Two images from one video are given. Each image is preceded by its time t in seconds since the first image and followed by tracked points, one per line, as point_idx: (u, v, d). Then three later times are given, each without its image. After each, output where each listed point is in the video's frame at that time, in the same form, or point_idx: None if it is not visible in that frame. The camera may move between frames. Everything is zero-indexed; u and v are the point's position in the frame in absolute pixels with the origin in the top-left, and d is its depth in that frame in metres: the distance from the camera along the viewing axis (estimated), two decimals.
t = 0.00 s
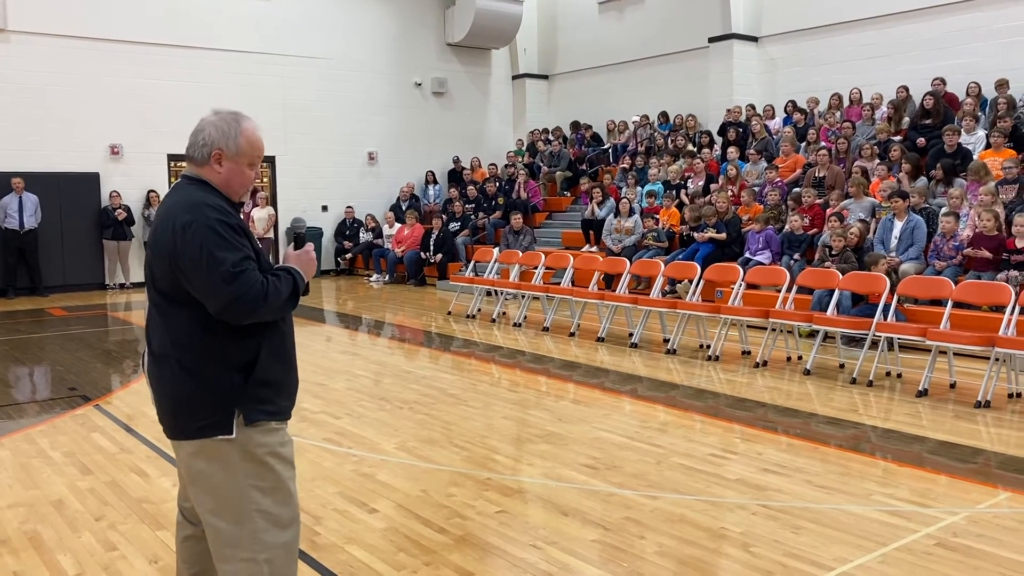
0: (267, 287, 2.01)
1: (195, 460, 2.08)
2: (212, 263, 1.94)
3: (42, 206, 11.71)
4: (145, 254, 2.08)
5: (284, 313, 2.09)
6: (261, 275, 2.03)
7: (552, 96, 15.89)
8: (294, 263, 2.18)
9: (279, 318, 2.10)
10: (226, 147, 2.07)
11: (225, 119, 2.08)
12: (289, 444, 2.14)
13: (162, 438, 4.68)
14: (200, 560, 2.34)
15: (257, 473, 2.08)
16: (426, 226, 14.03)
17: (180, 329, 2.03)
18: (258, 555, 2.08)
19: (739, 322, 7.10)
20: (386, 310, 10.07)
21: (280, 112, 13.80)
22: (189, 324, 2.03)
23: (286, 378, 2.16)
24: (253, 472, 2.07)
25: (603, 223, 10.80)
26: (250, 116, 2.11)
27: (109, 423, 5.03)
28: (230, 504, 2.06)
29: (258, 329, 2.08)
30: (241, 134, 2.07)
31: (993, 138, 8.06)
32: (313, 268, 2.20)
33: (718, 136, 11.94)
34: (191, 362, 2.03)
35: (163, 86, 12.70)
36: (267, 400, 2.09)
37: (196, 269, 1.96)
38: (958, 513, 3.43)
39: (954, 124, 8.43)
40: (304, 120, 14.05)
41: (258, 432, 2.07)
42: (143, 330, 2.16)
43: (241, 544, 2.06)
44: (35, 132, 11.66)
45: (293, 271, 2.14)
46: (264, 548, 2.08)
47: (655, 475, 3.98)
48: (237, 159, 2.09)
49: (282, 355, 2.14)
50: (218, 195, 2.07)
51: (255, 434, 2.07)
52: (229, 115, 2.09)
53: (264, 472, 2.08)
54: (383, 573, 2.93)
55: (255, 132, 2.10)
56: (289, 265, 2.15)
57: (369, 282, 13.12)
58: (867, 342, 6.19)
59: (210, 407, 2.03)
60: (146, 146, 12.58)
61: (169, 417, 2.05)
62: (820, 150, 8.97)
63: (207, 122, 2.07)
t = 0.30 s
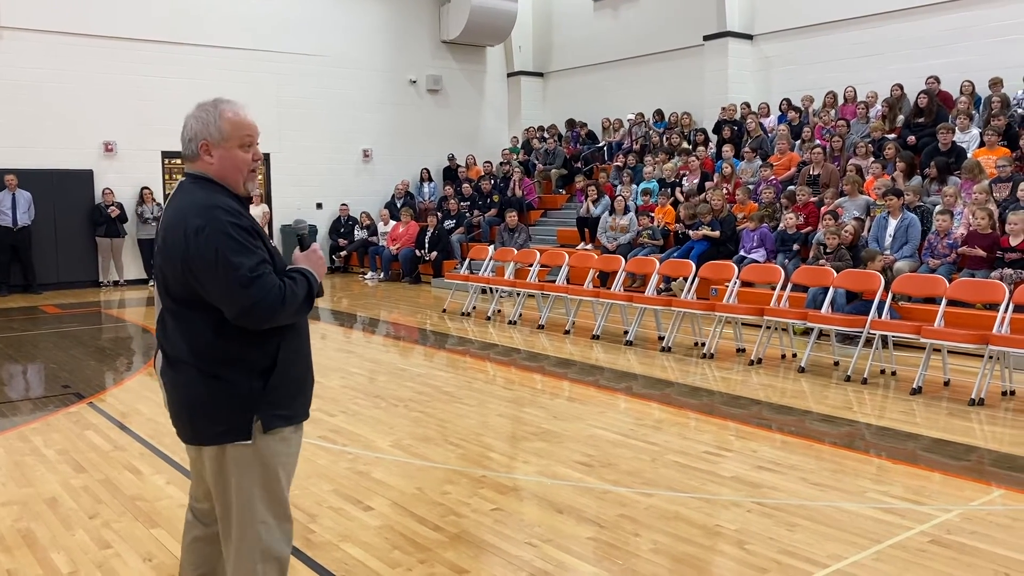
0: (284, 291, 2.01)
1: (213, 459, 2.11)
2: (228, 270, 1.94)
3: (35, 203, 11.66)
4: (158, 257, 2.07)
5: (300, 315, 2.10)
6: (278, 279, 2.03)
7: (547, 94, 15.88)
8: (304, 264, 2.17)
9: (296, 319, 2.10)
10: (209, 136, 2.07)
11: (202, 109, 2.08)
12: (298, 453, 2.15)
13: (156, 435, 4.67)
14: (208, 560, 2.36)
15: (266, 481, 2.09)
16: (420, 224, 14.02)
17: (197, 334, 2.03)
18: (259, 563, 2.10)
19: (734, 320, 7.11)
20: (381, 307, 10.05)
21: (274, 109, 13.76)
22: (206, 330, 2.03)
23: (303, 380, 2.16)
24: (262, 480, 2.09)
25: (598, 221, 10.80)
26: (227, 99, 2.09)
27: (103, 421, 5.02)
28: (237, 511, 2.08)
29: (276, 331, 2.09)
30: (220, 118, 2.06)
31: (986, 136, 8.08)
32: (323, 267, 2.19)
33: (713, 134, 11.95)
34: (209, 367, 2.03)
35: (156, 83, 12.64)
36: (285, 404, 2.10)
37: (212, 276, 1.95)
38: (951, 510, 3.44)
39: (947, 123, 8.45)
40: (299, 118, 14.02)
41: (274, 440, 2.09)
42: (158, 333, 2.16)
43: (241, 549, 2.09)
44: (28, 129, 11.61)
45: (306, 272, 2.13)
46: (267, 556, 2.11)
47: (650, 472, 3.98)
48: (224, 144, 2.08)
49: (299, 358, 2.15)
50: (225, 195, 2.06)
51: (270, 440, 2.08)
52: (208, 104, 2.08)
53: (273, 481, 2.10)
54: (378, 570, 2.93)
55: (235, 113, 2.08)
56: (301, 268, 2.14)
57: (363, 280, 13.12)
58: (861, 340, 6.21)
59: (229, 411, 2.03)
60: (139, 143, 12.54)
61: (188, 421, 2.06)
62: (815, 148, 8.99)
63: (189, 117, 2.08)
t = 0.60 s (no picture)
0: (304, 294, 2.01)
1: (229, 461, 2.11)
2: (248, 274, 1.93)
3: (28, 200, 11.60)
4: (171, 260, 2.05)
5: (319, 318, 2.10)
6: (297, 281, 2.03)
7: (542, 91, 15.87)
8: (321, 265, 2.18)
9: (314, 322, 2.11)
10: (215, 133, 2.07)
11: (206, 108, 2.08)
12: (314, 455, 2.16)
13: (150, 433, 4.66)
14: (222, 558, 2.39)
15: (283, 484, 2.10)
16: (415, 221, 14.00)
17: (214, 338, 2.02)
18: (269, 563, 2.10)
19: (728, 317, 7.12)
20: (376, 305, 10.04)
21: (268, 106, 13.72)
22: (224, 333, 2.02)
23: (321, 383, 2.17)
24: (278, 480, 2.09)
25: (593, 219, 10.81)
26: (230, 95, 2.09)
27: (97, 419, 5.00)
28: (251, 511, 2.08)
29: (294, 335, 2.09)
30: (224, 114, 2.07)
31: (980, 134, 8.10)
32: (340, 268, 2.19)
33: (707, 132, 11.96)
34: (227, 371, 2.03)
35: (149, 80, 12.59)
36: (304, 406, 2.11)
37: (231, 279, 1.94)
38: (945, 507, 3.45)
39: (942, 121, 8.47)
40: (293, 115, 13.98)
41: (293, 443, 2.10)
42: (170, 337, 2.14)
43: (252, 552, 2.09)
44: (20, 125, 11.55)
45: (324, 273, 2.14)
46: (277, 556, 2.11)
47: (644, 470, 3.99)
48: (231, 141, 2.08)
49: (318, 360, 2.16)
50: (240, 194, 2.06)
51: (287, 442, 2.09)
52: (211, 103, 2.09)
53: (290, 484, 2.11)
54: (373, 568, 2.92)
55: (239, 107, 2.08)
56: (318, 269, 2.15)
57: (358, 277, 13.10)
58: (855, 337, 6.22)
59: (248, 415, 2.03)
60: (132, 140, 12.48)
61: (205, 425, 2.05)
62: (809, 146, 9.01)
63: (195, 119, 2.09)
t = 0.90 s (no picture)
0: (303, 294, 1.99)
1: (224, 460, 2.12)
2: (245, 272, 1.92)
3: (20, 197, 11.54)
4: (173, 255, 2.05)
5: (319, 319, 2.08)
6: (296, 282, 2.01)
7: (537, 88, 15.86)
8: (324, 264, 2.16)
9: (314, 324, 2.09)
10: (220, 130, 2.07)
11: (212, 104, 2.09)
12: (309, 457, 2.15)
13: (144, 431, 4.64)
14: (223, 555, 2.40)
15: (277, 485, 2.10)
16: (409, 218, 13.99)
17: (212, 335, 2.02)
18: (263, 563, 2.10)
19: (722, 314, 7.13)
20: (370, 302, 10.02)
21: (262, 103, 13.67)
22: (222, 331, 2.02)
23: (318, 385, 2.16)
24: (272, 482, 2.09)
25: (587, 216, 10.80)
26: (236, 91, 2.09)
27: (90, 417, 4.98)
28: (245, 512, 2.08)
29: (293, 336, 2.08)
30: (230, 110, 2.07)
31: (973, 132, 8.12)
32: (343, 267, 2.17)
33: (702, 129, 11.96)
34: (223, 369, 2.03)
35: (142, 77, 12.53)
36: (300, 408, 2.10)
37: (230, 277, 1.94)
38: (938, 503, 3.47)
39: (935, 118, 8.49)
40: (287, 112, 13.93)
41: (288, 446, 2.09)
42: (171, 333, 2.15)
43: (246, 554, 2.09)
44: (12, 122, 11.49)
45: (325, 274, 2.12)
46: (271, 558, 2.11)
47: (639, 466, 3.99)
48: (236, 137, 2.08)
49: (316, 362, 2.15)
50: (243, 191, 2.06)
51: (282, 444, 2.08)
52: (217, 99, 2.09)
53: (284, 486, 2.10)
54: (367, 565, 2.92)
55: (245, 103, 2.07)
56: (319, 268, 2.13)
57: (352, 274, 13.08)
58: (850, 333, 6.24)
59: (242, 415, 2.03)
60: (126, 136, 12.42)
61: (200, 422, 2.05)
62: (803, 143, 9.03)
63: (201, 115, 2.10)
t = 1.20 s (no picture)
0: (278, 296, 1.98)
1: (207, 455, 2.12)
2: (222, 269, 1.93)
3: (13, 194, 11.49)
4: (161, 248, 2.08)
5: (299, 319, 2.07)
6: (273, 283, 2.00)
7: (531, 85, 15.85)
8: (310, 267, 2.14)
9: (295, 323, 2.08)
10: (214, 129, 2.07)
11: (207, 103, 2.08)
12: (295, 450, 2.15)
13: (138, 429, 4.63)
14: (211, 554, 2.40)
15: (260, 479, 2.09)
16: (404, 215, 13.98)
17: (193, 330, 2.03)
18: (251, 558, 2.09)
19: (717, 311, 7.13)
20: (365, 300, 10.01)
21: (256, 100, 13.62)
22: (202, 327, 2.03)
23: (301, 382, 2.16)
24: (257, 476, 2.09)
25: (582, 213, 10.79)
26: (231, 91, 2.09)
27: (84, 415, 4.97)
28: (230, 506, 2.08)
29: (274, 334, 2.07)
30: (223, 110, 2.06)
31: (966, 129, 8.14)
32: (330, 271, 2.15)
33: (696, 127, 11.98)
34: (203, 364, 2.04)
35: (137, 74, 12.48)
36: (280, 406, 2.09)
37: (208, 275, 1.95)
38: (931, 500, 3.48)
39: (929, 116, 8.51)
40: (281, 109, 13.90)
41: (270, 439, 2.09)
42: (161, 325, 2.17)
43: (234, 549, 2.08)
44: (4, 119, 11.43)
45: (308, 277, 2.10)
46: (259, 551, 2.10)
47: (633, 463, 4.00)
48: (229, 137, 2.07)
49: (299, 360, 2.14)
50: (231, 190, 2.05)
51: (265, 438, 2.08)
52: (211, 99, 2.09)
53: (268, 479, 2.10)
54: (361, 562, 2.92)
55: (239, 103, 2.07)
56: (304, 271, 2.11)
57: (347, 272, 13.05)
58: (844, 331, 6.25)
59: (220, 410, 2.03)
60: (119, 134, 12.37)
61: (182, 415, 2.07)
62: (797, 141, 9.04)
63: (195, 114, 2.09)
